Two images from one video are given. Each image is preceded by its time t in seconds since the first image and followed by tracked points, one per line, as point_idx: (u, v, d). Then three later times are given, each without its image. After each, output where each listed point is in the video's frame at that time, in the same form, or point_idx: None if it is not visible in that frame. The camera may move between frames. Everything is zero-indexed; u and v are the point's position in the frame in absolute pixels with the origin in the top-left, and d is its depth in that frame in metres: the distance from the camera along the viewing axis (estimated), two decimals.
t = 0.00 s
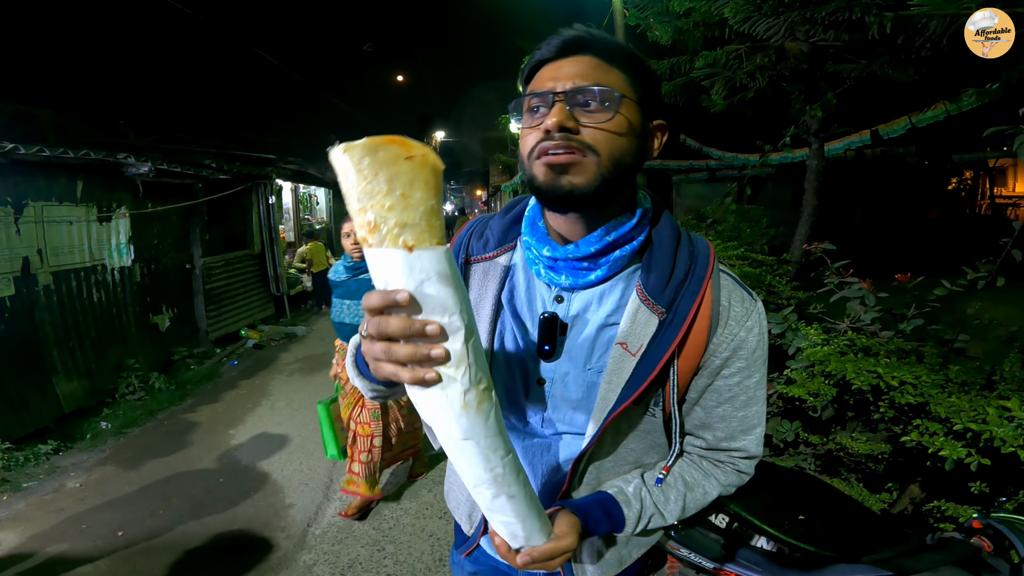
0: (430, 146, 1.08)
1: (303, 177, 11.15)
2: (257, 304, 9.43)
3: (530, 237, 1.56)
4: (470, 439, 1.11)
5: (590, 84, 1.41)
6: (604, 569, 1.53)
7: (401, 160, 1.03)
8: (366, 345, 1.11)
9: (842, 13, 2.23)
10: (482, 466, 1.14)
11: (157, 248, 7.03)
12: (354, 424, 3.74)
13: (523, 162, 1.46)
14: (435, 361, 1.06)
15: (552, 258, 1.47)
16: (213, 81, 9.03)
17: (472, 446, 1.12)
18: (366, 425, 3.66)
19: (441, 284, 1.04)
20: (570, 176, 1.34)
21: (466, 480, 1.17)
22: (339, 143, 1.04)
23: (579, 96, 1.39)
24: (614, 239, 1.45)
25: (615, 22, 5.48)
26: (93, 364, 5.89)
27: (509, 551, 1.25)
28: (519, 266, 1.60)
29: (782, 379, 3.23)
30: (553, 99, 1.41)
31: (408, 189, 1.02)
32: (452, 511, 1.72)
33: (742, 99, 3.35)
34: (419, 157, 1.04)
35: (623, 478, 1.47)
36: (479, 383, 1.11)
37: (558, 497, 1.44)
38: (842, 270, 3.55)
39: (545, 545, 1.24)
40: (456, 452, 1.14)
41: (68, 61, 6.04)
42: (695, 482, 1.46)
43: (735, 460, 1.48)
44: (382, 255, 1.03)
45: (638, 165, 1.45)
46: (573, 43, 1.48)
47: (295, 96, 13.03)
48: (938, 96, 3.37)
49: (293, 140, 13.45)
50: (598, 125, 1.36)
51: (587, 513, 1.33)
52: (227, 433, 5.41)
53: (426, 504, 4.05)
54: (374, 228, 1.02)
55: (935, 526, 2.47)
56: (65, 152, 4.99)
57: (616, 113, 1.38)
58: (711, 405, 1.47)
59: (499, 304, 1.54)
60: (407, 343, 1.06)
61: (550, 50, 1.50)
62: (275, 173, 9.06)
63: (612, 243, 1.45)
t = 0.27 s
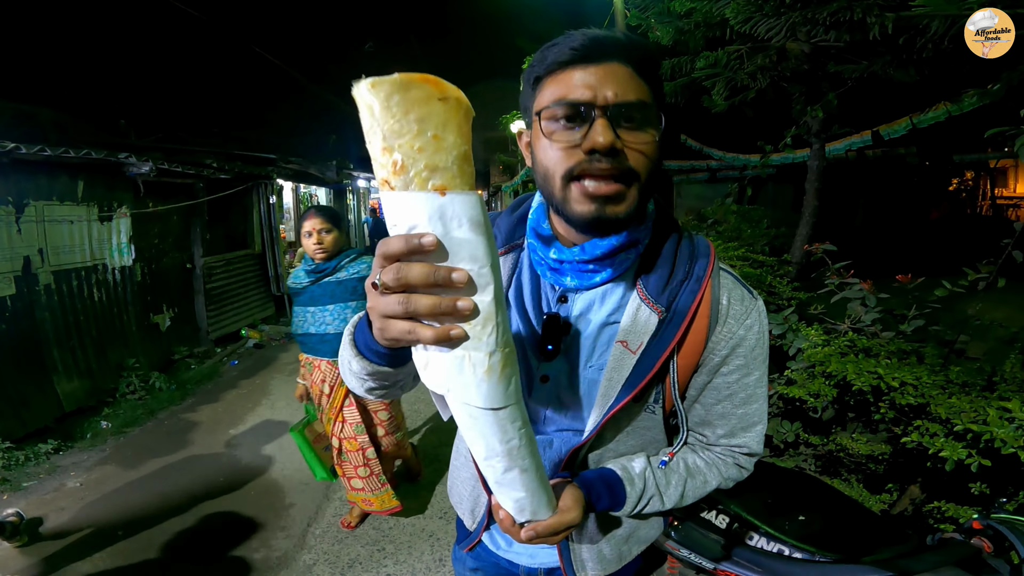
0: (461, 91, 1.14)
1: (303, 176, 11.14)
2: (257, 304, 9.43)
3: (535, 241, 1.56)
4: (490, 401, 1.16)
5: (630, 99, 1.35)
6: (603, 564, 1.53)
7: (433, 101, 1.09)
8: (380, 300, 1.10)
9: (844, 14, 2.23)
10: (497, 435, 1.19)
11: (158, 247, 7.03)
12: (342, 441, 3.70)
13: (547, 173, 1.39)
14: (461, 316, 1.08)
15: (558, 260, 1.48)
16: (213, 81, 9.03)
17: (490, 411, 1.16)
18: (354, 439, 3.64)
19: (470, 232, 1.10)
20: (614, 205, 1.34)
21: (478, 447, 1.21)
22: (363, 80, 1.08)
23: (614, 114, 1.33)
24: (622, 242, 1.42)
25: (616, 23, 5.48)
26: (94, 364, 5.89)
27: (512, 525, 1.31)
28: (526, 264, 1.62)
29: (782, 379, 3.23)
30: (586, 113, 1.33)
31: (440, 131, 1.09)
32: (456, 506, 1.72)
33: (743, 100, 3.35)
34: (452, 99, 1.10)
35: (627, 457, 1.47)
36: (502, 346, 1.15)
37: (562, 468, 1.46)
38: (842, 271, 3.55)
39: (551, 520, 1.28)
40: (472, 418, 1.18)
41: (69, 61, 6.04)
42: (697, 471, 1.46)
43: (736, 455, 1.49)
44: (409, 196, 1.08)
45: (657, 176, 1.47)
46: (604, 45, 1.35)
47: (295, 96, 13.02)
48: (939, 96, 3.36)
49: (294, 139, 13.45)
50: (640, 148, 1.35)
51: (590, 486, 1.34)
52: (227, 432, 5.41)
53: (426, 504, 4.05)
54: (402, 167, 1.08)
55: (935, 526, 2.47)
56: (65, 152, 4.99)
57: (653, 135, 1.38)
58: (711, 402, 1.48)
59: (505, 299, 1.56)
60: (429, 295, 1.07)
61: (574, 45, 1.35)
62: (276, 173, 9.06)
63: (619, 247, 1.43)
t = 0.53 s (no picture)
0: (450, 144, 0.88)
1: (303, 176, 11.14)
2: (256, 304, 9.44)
3: (543, 245, 1.50)
4: (516, 475, 1.05)
5: (636, 136, 1.28)
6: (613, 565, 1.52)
7: (421, 168, 0.83)
8: (394, 389, 0.99)
9: (843, 13, 2.23)
10: (525, 497, 1.09)
11: (157, 247, 7.03)
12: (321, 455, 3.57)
13: (552, 209, 1.38)
14: (481, 403, 0.97)
15: (568, 266, 1.44)
16: (213, 80, 9.03)
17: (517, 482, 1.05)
18: (332, 455, 3.50)
19: (486, 327, 0.91)
20: (617, 240, 1.33)
21: (506, 506, 1.13)
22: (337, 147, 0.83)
23: (622, 147, 1.28)
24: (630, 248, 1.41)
25: (616, 22, 5.48)
26: (93, 364, 5.89)
27: (543, 559, 1.26)
28: (533, 267, 1.57)
29: (782, 379, 3.23)
30: (591, 145, 1.28)
31: (435, 209, 0.85)
32: (457, 510, 1.71)
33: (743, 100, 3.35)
34: (442, 163, 0.84)
35: (638, 473, 1.47)
36: (525, 421, 1.02)
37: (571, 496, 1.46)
38: (842, 271, 3.55)
39: (579, 550, 1.25)
40: (498, 483, 1.08)
41: (69, 61, 6.05)
42: (705, 472, 1.48)
43: (739, 449, 1.50)
44: (409, 291, 0.88)
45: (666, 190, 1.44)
46: (605, 74, 1.25)
47: (295, 95, 13.03)
48: (938, 96, 3.37)
49: (294, 139, 13.46)
50: (644, 187, 1.31)
51: (608, 511, 1.35)
52: (227, 432, 5.41)
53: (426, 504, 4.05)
54: (397, 260, 0.87)
55: (934, 526, 2.47)
56: (65, 151, 4.99)
57: (659, 171, 1.33)
58: (716, 399, 1.46)
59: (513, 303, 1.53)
60: (449, 387, 0.95)
61: (571, 75, 1.26)
62: (276, 173, 9.07)
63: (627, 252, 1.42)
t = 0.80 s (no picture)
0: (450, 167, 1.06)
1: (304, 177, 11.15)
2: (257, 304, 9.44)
3: (548, 245, 1.50)
4: (518, 454, 1.09)
5: (643, 119, 1.30)
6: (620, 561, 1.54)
7: (424, 186, 1.01)
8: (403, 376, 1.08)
9: (844, 15, 2.23)
10: (528, 477, 1.12)
11: (158, 247, 7.04)
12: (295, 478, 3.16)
13: (557, 190, 1.38)
14: (480, 385, 1.04)
15: (575, 266, 1.43)
16: (214, 81, 9.04)
17: (520, 461, 1.10)
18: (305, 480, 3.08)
19: (480, 315, 1.02)
20: (622, 219, 1.32)
21: (511, 491, 1.16)
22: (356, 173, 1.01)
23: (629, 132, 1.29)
24: (637, 246, 1.41)
25: (616, 23, 5.48)
26: (94, 364, 5.89)
27: (551, 547, 1.27)
28: (533, 268, 1.57)
29: (782, 380, 3.24)
30: (598, 129, 1.29)
31: (437, 219, 1.00)
32: (459, 515, 1.71)
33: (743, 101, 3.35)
34: (442, 180, 1.02)
35: (648, 469, 1.49)
36: (522, 403, 1.09)
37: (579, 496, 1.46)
38: (842, 272, 3.56)
39: (585, 540, 1.25)
40: (500, 466, 1.12)
41: (70, 61, 6.06)
42: (716, 466, 1.50)
43: (749, 443, 1.51)
44: (416, 289, 1.01)
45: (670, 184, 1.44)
46: (615, 59, 1.29)
47: (296, 96, 13.03)
48: (939, 97, 3.37)
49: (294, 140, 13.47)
50: (648, 169, 1.32)
51: (619, 504, 1.36)
52: (227, 432, 5.42)
53: (426, 504, 4.05)
54: (406, 262, 1.00)
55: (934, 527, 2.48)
56: (66, 151, 5.00)
57: (665, 153, 1.34)
58: (726, 396, 1.47)
59: (517, 304, 1.52)
60: (451, 370, 1.04)
61: (583, 61, 1.30)
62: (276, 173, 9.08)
63: (635, 252, 1.42)
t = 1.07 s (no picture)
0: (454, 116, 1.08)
1: (304, 176, 11.15)
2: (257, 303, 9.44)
3: (544, 246, 1.51)
4: (499, 425, 1.10)
5: (642, 118, 1.30)
6: (616, 554, 1.53)
7: (425, 129, 1.03)
8: (389, 327, 1.09)
9: (845, 14, 2.23)
10: (508, 452, 1.13)
11: (158, 247, 7.04)
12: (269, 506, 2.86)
13: (554, 186, 1.38)
14: (464, 338, 1.05)
15: (569, 267, 1.44)
16: (214, 80, 9.04)
17: (501, 432, 1.11)
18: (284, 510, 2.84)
19: (469, 260, 1.04)
20: (618, 219, 1.34)
21: (489, 465, 1.16)
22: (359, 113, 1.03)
23: (627, 130, 1.29)
24: (630, 247, 1.41)
25: (617, 23, 5.47)
26: (94, 364, 5.89)
27: (529, 534, 1.28)
28: (533, 267, 1.58)
29: (782, 379, 3.24)
30: (596, 127, 1.29)
31: (434, 160, 1.02)
32: (464, 509, 1.71)
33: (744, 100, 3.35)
34: (445, 126, 1.04)
35: (637, 461, 1.47)
36: (507, 368, 1.10)
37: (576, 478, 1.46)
38: (842, 271, 3.56)
39: (567, 529, 1.26)
40: (481, 436, 1.13)
41: (70, 61, 6.06)
42: (703, 469, 1.48)
43: (738, 450, 1.51)
44: (407, 229, 1.03)
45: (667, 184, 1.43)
46: (616, 56, 1.29)
47: (295, 95, 13.02)
48: (939, 97, 3.37)
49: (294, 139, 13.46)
50: (646, 168, 1.32)
51: (604, 492, 1.35)
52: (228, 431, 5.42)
53: (426, 503, 4.05)
54: (399, 201, 1.02)
55: (934, 526, 2.48)
56: (66, 151, 5.00)
57: (664, 152, 1.34)
58: (716, 400, 1.48)
59: (515, 305, 1.52)
60: (434, 321, 1.05)
61: (586, 58, 1.30)
62: (276, 173, 9.08)
63: (628, 254, 1.42)
